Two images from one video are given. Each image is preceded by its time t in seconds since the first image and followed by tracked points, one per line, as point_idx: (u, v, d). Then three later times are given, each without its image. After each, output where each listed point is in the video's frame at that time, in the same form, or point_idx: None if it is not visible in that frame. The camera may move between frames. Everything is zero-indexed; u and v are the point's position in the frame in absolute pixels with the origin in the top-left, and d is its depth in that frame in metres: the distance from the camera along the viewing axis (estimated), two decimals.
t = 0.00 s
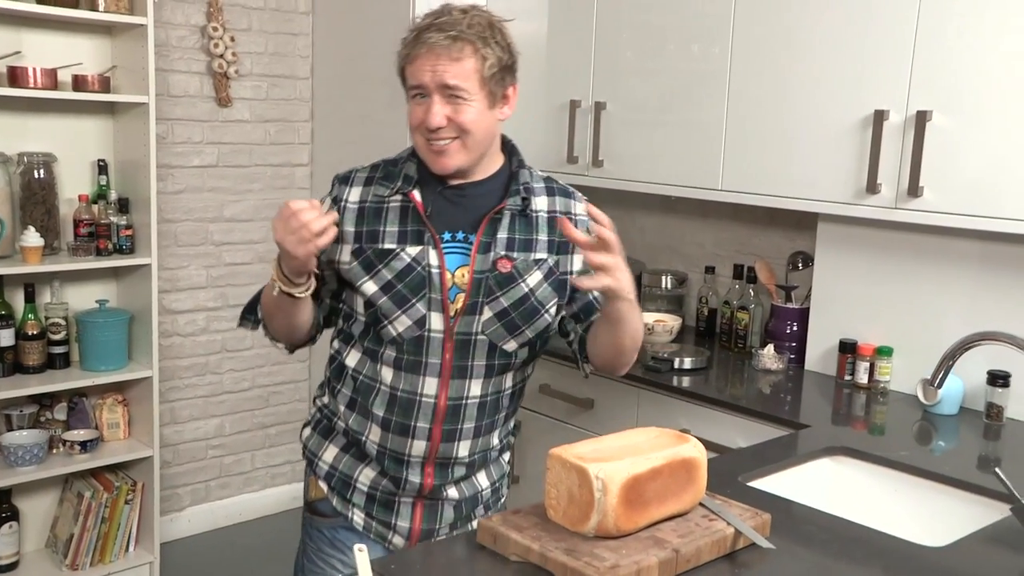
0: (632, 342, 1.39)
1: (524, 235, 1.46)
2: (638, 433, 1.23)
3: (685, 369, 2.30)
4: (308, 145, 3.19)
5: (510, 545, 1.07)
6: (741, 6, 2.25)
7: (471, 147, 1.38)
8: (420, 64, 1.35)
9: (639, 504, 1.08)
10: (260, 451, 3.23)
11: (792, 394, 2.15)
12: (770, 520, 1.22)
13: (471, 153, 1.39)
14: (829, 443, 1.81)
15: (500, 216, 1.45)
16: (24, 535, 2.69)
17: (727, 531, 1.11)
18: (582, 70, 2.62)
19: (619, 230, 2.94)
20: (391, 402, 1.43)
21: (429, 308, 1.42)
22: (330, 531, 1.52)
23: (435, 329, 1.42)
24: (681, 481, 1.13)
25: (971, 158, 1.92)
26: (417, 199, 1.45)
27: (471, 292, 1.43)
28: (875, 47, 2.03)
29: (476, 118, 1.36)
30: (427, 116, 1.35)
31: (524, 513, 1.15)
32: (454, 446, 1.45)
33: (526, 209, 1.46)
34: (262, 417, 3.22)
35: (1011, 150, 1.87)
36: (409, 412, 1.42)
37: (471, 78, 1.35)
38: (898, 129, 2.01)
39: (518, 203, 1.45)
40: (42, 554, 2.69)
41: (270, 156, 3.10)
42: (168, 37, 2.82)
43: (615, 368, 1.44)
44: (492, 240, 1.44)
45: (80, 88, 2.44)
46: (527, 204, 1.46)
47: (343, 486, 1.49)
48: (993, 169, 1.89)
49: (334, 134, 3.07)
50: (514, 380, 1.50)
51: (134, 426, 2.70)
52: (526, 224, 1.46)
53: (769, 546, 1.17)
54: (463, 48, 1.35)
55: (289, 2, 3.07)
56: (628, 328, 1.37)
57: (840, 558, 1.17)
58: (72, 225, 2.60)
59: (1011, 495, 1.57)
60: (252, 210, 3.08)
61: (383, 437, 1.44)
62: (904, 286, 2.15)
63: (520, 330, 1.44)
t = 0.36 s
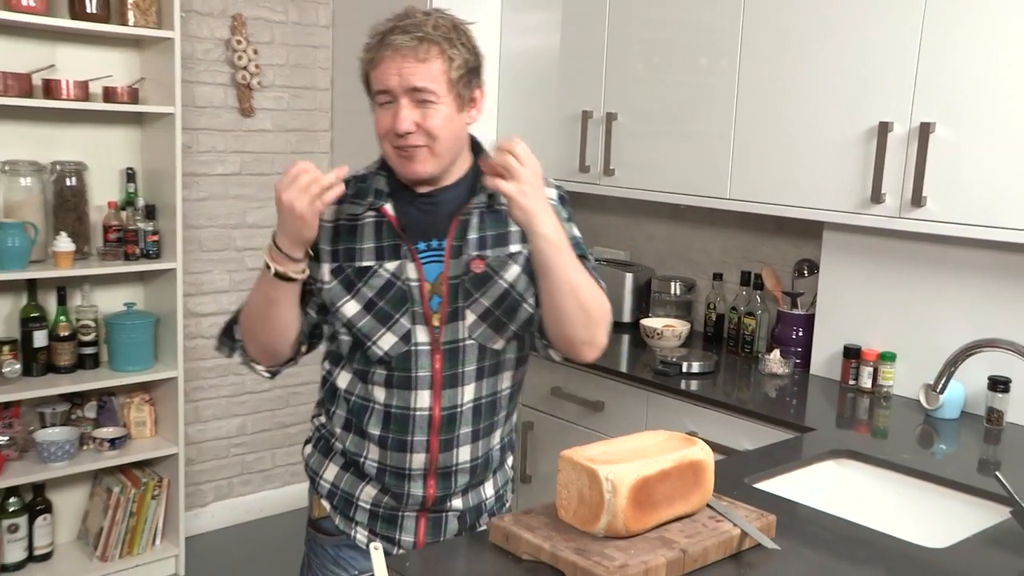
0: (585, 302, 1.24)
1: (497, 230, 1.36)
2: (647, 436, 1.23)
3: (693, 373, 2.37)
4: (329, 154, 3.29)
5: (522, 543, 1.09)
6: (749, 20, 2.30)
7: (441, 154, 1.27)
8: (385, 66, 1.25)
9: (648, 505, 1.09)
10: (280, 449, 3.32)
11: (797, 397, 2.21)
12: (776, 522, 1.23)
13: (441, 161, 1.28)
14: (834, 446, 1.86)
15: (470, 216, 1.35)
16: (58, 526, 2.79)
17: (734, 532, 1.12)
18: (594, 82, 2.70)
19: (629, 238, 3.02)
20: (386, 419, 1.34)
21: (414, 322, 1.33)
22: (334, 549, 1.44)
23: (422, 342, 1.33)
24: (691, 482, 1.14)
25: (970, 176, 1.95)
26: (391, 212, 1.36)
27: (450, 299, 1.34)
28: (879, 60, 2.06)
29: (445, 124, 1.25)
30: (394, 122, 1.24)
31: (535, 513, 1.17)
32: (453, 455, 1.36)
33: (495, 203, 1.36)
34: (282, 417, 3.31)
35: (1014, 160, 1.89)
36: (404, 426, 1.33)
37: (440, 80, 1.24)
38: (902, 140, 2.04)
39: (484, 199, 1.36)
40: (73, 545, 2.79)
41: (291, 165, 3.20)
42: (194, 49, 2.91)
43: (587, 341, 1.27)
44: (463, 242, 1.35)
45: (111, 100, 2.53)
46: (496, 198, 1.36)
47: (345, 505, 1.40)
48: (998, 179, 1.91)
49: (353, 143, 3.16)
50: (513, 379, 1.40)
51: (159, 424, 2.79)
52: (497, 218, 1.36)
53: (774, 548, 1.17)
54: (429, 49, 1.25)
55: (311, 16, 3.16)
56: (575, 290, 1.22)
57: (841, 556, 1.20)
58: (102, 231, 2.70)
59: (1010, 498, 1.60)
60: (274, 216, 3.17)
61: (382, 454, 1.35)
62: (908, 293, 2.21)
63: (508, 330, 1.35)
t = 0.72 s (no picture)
0: (551, 285, 1.29)
1: (461, 234, 1.43)
2: (651, 441, 1.28)
3: (702, 375, 2.43)
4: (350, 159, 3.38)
5: (526, 545, 1.13)
6: (758, 30, 2.35)
7: (414, 158, 1.30)
8: (356, 69, 1.25)
9: (650, 508, 1.13)
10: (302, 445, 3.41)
11: (804, 400, 2.26)
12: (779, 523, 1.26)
13: (414, 165, 1.31)
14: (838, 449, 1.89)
15: (433, 224, 1.41)
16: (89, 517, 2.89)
17: (736, 535, 1.15)
18: (607, 91, 2.76)
19: (642, 242, 3.09)
20: (370, 436, 1.39)
21: (390, 339, 1.38)
22: (328, 564, 1.47)
23: (400, 358, 1.39)
24: (693, 486, 1.18)
25: (977, 185, 1.97)
26: (356, 228, 1.38)
27: (423, 310, 1.40)
28: (886, 68, 2.09)
29: (417, 127, 1.28)
30: (371, 126, 1.25)
31: (541, 515, 1.21)
32: (441, 461, 1.43)
33: (455, 207, 1.43)
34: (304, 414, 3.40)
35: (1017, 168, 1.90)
36: (391, 441, 1.39)
37: (412, 83, 1.27)
38: (908, 148, 2.07)
39: (445, 205, 1.41)
40: (104, 536, 2.88)
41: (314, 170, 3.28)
42: (220, 59, 3.00)
43: (557, 329, 1.33)
44: (430, 251, 1.41)
45: (139, 108, 2.63)
46: (456, 203, 1.42)
47: (337, 521, 1.44)
48: (1001, 186, 1.93)
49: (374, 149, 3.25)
50: (489, 379, 1.49)
51: (185, 420, 2.88)
52: (461, 222, 1.43)
53: (777, 550, 1.20)
54: (401, 51, 1.27)
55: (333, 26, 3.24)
56: (542, 275, 1.28)
57: (839, 551, 1.24)
58: (130, 234, 2.80)
59: (1010, 502, 1.64)
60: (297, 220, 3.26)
61: (370, 471, 1.41)
62: (913, 299, 2.25)
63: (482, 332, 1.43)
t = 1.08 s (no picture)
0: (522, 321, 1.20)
1: (447, 238, 1.43)
2: (664, 443, 1.30)
3: (720, 377, 2.43)
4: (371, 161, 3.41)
5: (537, 547, 1.15)
6: (778, 30, 2.34)
7: (392, 164, 1.33)
8: (332, 76, 1.27)
9: (662, 510, 1.14)
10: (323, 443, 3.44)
11: (823, 402, 2.26)
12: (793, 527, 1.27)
13: (392, 171, 1.34)
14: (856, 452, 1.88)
15: (418, 231, 1.42)
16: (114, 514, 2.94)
17: (749, 539, 1.16)
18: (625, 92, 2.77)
19: (661, 243, 3.10)
20: (371, 445, 1.41)
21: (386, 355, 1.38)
22: (332, 572, 1.46)
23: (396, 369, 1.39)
24: (705, 489, 1.19)
25: (998, 187, 1.95)
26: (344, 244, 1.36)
27: (416, 319, 1.40)
28: (906, 69, 2.08)
29: (394, 132, 1.30)
30: (347, 134, 1.28)
31: (553, 518, 1.23)
32: (443, 466, 1.45)
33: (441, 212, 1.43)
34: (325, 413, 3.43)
35: None
36: (392, 450, 1.41)
37: (388, 89, 1.29)
38: (927, 149, 2.06)
39: (428, 210, 1.42)
40: (129, 532, 2.93)
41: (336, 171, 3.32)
42: (243, 62, 3.04)
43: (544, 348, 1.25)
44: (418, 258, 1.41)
45: (163, 111, 2.67)
46: (439, 207, 1.42)
47: (341, 526, 1.44)
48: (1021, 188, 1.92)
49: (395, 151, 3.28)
50: (483, 380, 1.52)
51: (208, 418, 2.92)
52: (445, 225, 1.43)
53: (789, 555, 1.19)
54: (376, 56, 1.28)
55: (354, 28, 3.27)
56: (508, 321, 1.18)
57: (853, 555, 1.24)
58: (154, 235, 2.84)
59: None
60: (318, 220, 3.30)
61: (373, 479, 1.42)
62: (933, 301, 2.24)
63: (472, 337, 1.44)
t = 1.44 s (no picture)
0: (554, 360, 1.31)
1: (461, 239, 1.46)
2: (680, 448, 1.29)
3: (738, 381, 2.41)
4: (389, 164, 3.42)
5: (551, 552, 1.14)
6: (797, 30, 2.32)
7: (414, 160, 1.38)
8: (356, 75, 1.31)
9: (676, 517, 1.13)
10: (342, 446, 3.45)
11: (842, 406, 2.24)
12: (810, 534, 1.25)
13: (414, 167, 1.39)
14: (874, 456, 1.86)
15: (431, 229, 1.44)
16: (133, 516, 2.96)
17: (765, 546, 1.15)
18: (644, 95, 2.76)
19: (679, 246, 3.09)
20: (378, 443, 1.42)
21: (391, 348, 1.41)
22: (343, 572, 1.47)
23: (402, 365, 1.41)
24: (720, 495, 1.18)
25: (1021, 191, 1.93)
26: (353, 240, 1.41)
27: (424, 315, 1.42)
28: (926, 70, 2.06)
29: (416, 130, 1.36)
30: (372, 132, 1.32)
31: (567, 522, 1.22)
32: (451, 467, 1.44)
33: (456, 213, 1.46)
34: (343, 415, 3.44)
35: None
36: (399, 449, 1.42)
37: (410, 87, 1.34)
38: (948, 151, 2.04)
39: (443, 211, 1.45)
40: (148, 534, 2.95)
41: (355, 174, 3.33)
42: (262, 65, 3.05)
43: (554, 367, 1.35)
44: (429, 256, 1.44)
45: (183, 114, 2.69)
46: (454, 209, 1.46)
47: (351, 527, 1.45)
48: None
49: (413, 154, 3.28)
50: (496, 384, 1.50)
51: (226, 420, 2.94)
52: (461, 227, 1.46)
53: (807, 563, 1.18)
54: (398, 57, 1.33)
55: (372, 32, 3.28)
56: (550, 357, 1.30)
57: (875, 562, 1.23)
58: (174, 238, 2.86)
59: None
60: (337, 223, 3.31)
61: (380, 478, 1.43)
62: (953, 305, 2.22)
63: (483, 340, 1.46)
